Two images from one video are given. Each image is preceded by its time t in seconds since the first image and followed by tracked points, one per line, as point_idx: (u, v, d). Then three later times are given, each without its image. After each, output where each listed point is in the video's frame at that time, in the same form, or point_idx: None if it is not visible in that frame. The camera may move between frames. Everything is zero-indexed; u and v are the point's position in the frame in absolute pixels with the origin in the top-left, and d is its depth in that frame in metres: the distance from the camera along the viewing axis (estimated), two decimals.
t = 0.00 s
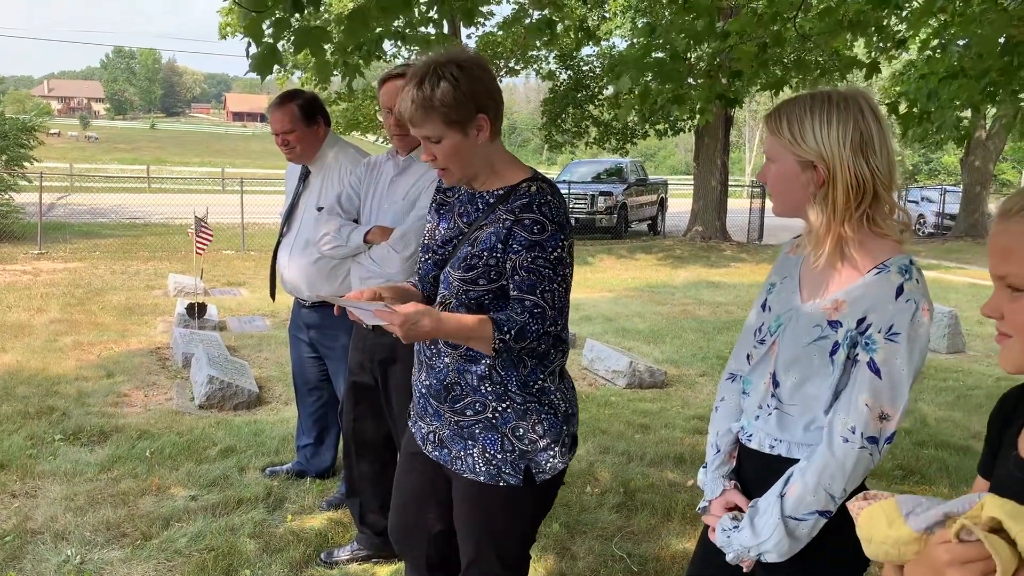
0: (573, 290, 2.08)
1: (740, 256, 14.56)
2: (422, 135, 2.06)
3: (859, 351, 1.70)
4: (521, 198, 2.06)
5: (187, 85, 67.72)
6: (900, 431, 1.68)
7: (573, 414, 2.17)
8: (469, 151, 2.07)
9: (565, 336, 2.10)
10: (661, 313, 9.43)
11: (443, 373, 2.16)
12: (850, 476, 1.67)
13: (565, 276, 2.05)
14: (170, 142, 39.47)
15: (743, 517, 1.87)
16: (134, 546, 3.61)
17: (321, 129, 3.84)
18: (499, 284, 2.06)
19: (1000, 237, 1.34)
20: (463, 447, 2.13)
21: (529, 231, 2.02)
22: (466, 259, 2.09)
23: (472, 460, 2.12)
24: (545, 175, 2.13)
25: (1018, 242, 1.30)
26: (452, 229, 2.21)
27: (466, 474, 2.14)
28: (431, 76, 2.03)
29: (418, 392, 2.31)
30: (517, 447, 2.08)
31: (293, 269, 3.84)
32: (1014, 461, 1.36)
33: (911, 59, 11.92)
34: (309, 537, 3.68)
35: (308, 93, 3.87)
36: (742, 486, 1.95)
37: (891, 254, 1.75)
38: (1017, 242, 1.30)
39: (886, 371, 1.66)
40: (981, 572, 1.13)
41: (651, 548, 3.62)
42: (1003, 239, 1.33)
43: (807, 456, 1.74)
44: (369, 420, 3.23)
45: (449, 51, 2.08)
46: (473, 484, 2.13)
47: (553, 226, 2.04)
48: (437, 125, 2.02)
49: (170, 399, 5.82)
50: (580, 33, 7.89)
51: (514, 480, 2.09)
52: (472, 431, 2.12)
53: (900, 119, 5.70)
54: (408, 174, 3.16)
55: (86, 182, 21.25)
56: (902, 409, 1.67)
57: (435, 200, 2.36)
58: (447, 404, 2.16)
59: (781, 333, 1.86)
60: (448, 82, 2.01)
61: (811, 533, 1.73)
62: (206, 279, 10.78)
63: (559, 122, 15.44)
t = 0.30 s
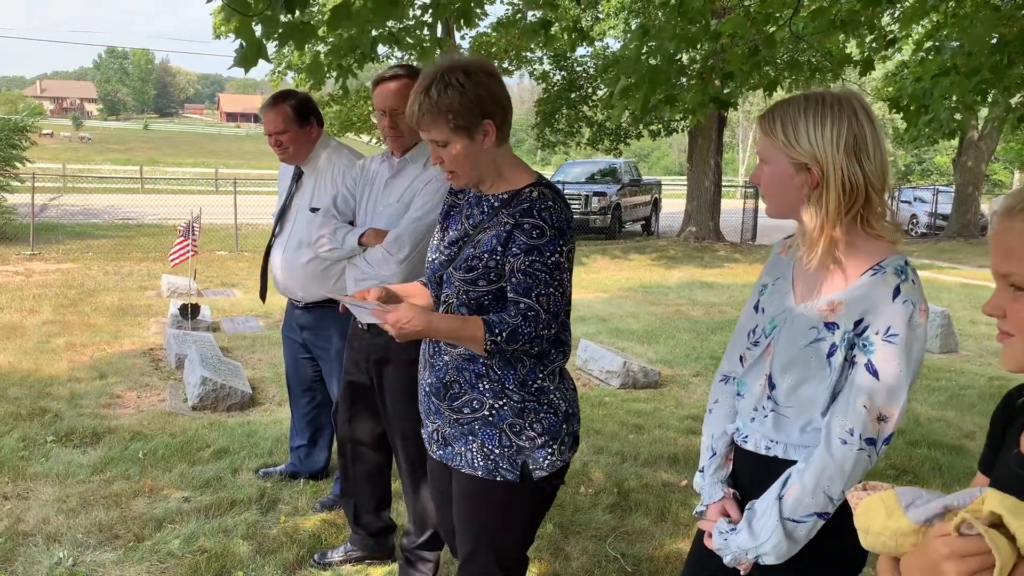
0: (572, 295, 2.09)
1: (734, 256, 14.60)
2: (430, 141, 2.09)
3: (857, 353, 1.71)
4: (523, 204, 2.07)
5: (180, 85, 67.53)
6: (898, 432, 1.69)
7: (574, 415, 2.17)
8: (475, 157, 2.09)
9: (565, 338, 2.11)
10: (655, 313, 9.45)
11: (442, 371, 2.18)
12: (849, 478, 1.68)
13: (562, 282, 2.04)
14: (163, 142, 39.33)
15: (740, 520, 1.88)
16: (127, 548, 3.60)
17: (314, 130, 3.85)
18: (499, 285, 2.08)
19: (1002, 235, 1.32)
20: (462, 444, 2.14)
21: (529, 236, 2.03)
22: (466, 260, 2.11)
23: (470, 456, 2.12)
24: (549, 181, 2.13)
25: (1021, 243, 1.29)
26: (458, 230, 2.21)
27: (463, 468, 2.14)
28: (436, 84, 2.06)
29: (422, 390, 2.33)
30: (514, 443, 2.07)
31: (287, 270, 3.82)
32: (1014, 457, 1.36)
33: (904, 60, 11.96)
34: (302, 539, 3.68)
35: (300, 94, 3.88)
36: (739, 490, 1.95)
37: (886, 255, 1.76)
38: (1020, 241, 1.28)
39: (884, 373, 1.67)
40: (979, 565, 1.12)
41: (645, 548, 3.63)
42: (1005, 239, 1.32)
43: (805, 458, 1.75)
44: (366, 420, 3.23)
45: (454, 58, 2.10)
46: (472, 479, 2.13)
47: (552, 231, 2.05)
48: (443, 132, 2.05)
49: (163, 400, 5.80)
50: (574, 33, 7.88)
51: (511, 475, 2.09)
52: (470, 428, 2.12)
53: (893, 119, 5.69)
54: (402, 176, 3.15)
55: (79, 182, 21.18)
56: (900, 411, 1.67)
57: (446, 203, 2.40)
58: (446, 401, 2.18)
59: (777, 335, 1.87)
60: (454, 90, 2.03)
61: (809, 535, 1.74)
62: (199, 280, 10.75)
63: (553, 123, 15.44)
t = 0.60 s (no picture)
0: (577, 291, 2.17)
1: (727, 256, 14.63)
2: (436, 150, 2.17)
3: (848, 352, 1.72)
4: (525, 208, 2.13)
5: (173, 85, 67.30)
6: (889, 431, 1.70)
7: (585, 403, 2.24)
8: (479, 163, 2.17)
9: (573, 328, 2.18)
10: (649, 313, 9.46)
11: (458, 366, 2.25)
12: (840, 477, 1.68)
13: (566, 279, 2.12)
14: (156, 142, 39.16)
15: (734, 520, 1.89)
16: (119, 549, 3.58)
17: (305, 130, 3.85)
18: (506, 285, 2.14)
19: (1002, 235, 1.27)
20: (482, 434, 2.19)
21: (532, 238, 2.09)
22: (475, 262, 2.17)
23: (488, 444, 2.17)
24: (550, 183, 2.20)
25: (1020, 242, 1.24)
26: (464, 235, 2.32)
27: (480, 453, 2.20)
28: (440, 96, 2.14)
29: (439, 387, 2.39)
30: (528, 429, 2.13)
31: (279, 271, 3.81)
32: (1014, 455, 1.35)
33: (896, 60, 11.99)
34: (295, 539, 3.67)
35: (293, 94, 3.87)
36: (733, 492, 1.97)
37: (877, 254, 1.77)
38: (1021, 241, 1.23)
39: (874, 371, 1.67)
40: (973, 562, 1.12)
41: (638, 548, 3.64)
42: (1002, 239, 1.27)
43: (797, 457, 1.76)
44: (361, 419, 3.24)
45: (455, 70, 2.18)
46: (488, 464, 2.19)
47: (556, 232, 2.12)
48: (449, 140, 2.13)
49: (155, 401, 5.78)
50: (567, 32, 7.87)
51: (526, 460, 2.14)
52: (488, 417, 2.18)
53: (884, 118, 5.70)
54: (397, 177, 3.15)
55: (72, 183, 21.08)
56: (891, 410, 1.68)
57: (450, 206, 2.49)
58: (463, 394, 2.23)
59: (769, 335, 1.88)
60: (458, 101, 2.11)
61: (802, 536, 1.74)
62: (192, 280, 10.71)
63: (546, 122, 15.44)
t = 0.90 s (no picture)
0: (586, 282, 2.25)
1: (719, 256, 14.66)
2: (449, 151, 2.22)
3: (837, 352, 1.73)
4: (536, 202, 2.20)
5: (165, 85, 67.03)
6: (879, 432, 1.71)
7: (591, 391, 2.32)
8: (492, 161, 2.23)
9: (580, 319, 2.25)
10: (641, 312, 9.48)
11: (474, 357, 2.28)
12: (828, 478, 1.70)
13: (577, 269, 2.20)
14: (149, 142, 39.01)
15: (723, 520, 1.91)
16: (110, 551, 3.58)
17: (297, 130, 3.85)
18: (521, 278, 2.21)
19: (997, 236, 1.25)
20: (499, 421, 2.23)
21: (545, 230, 2.17)
22: (488, 257, 2.23)
23: (505, 430, 2.21)
24: (554, 179, 2.27)
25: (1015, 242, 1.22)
26: (470, 231, 2.36)
27: (496, 439, 2.23)
28: (452, 96, 2.19)
29: (451, 379, 2.42)
30: (547, 416, 2.18)
31: (272, 272, 3.81)
32: (1011, 455, 1.34)
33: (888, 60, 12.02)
34: (287, 540, 3.68)
35: (283, 94, 3.86)
36: (725, 492, 1.99)
37: (869, 254, 1.78)
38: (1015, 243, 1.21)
39: (862, 371, 1.69)
40: (964, 555, 1.13)
41: (630, 547, 3.65)
42: (997, 240, 1.25)
43: (786, 458, 1.78)
44: (354, 420, 3.25)
45: (464, 71, 2.24)
46: (504, 450, 2.21)
47: (567, 225, 2.19)
48: (463, 140, 2.19)
49: (146, 402, 5.76)
50: (560, 32, 7.89)
51: (544, 445, 2.18)
52: (506, 406, 2.22)
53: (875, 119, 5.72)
54: (393, 177, 3.16)
55: (63, 183, 20.95)
56: (880, 410, 1.69)
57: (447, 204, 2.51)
58: (480, 385, 2.27)
59: (762, 335, 1.90)
60: (470, 101, 2.18)
61: (790, 536, 1.76)
62: (183, 281, 10.66)
63: (539, 122, 15.44)
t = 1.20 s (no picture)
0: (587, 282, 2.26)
1: (711, 255, 14.69)
2: (457, 146, 2.21)
3: (827, 351, 1.73)
4: (539, 201, 2.20)
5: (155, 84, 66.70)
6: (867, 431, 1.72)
7: (585, 393, 2.32)
8: (499, 158, 2.23)
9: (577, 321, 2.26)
10: (634, 312, 9.49)
11: (467, 358, 2.27)
12: (816, 476, 1.71)
13: (578, 270, 2.20)
14: (140, 141, 38.83)
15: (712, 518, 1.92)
16: (100, 552, 3.56)
17: (287, 129, 3.83)
18: (520, 277, 2.21)
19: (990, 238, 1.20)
20: (489, 424, 2.23)
21: (547, 229, 2.17)
22: (489, 255, 2.24)
23: (497, 434, 2.21)
24: (558, 179, 2.28)
25: (1001, 243, 1.17)
26: (470, 229, 2.37)
27: (490, 449, 2.23)
28: (462, 92, 2.18)
29: (442, 378, 2.41)
30: (539, 421, 2.18)
31: (263, 272, 3.80)
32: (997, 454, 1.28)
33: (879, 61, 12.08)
34: (278, 541, 3.66)
35: (274, 93, 3.84)
36: (715, 490, 1.99)
37: (860, 253, 1.79)
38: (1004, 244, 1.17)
39: (852, 370, 1.70)
40: (927, 545, 1.13)
41: (622, 547, 3.65)
42: (989, 240, 1.20)
43: (775, 457, 1.78)
44: (348, 422, 3.23)
45: (473, 68, 2.24)
46: (499, 459, 2.22)
47: (569, 225, 2.20)
48: (472, 136, 2.18)
49: (137, 402, 5.73)
50: (552, 32, 7.89)
51: (537, 452, 2.19)
52: (496, 409, 2.22)
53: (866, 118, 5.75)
54: (388, 177, 3.15)
55: (53, 183, 20.82)
56: (868, 410, 1.70)
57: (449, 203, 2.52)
58: (471, 386, 2.27)
59: (752, 334, 1.91)
60: (480, 97, 2.17)
61: (778, 534, 1.76)
62: (175, 281, 10.62)
63: (532, 122, 15.44)
